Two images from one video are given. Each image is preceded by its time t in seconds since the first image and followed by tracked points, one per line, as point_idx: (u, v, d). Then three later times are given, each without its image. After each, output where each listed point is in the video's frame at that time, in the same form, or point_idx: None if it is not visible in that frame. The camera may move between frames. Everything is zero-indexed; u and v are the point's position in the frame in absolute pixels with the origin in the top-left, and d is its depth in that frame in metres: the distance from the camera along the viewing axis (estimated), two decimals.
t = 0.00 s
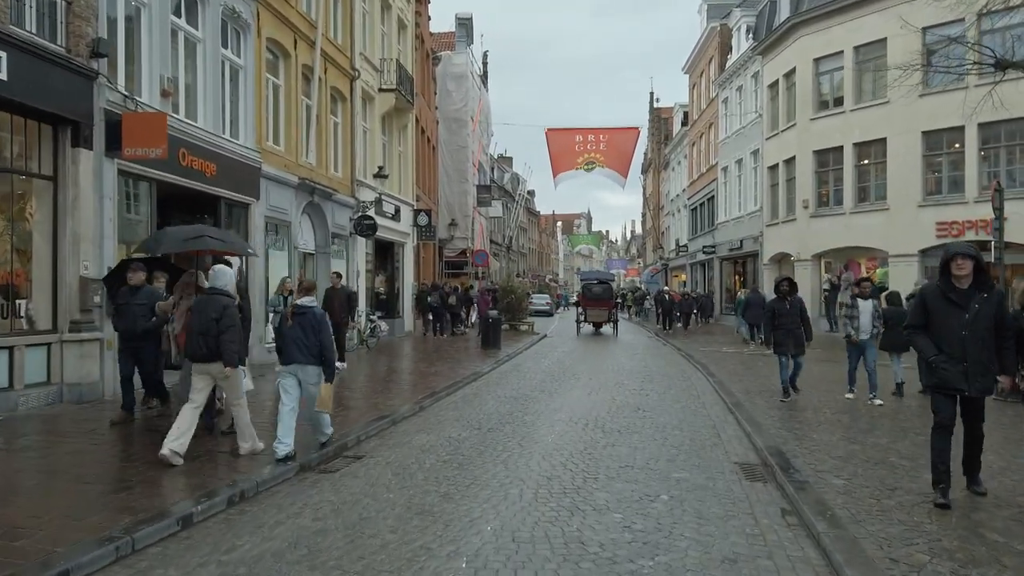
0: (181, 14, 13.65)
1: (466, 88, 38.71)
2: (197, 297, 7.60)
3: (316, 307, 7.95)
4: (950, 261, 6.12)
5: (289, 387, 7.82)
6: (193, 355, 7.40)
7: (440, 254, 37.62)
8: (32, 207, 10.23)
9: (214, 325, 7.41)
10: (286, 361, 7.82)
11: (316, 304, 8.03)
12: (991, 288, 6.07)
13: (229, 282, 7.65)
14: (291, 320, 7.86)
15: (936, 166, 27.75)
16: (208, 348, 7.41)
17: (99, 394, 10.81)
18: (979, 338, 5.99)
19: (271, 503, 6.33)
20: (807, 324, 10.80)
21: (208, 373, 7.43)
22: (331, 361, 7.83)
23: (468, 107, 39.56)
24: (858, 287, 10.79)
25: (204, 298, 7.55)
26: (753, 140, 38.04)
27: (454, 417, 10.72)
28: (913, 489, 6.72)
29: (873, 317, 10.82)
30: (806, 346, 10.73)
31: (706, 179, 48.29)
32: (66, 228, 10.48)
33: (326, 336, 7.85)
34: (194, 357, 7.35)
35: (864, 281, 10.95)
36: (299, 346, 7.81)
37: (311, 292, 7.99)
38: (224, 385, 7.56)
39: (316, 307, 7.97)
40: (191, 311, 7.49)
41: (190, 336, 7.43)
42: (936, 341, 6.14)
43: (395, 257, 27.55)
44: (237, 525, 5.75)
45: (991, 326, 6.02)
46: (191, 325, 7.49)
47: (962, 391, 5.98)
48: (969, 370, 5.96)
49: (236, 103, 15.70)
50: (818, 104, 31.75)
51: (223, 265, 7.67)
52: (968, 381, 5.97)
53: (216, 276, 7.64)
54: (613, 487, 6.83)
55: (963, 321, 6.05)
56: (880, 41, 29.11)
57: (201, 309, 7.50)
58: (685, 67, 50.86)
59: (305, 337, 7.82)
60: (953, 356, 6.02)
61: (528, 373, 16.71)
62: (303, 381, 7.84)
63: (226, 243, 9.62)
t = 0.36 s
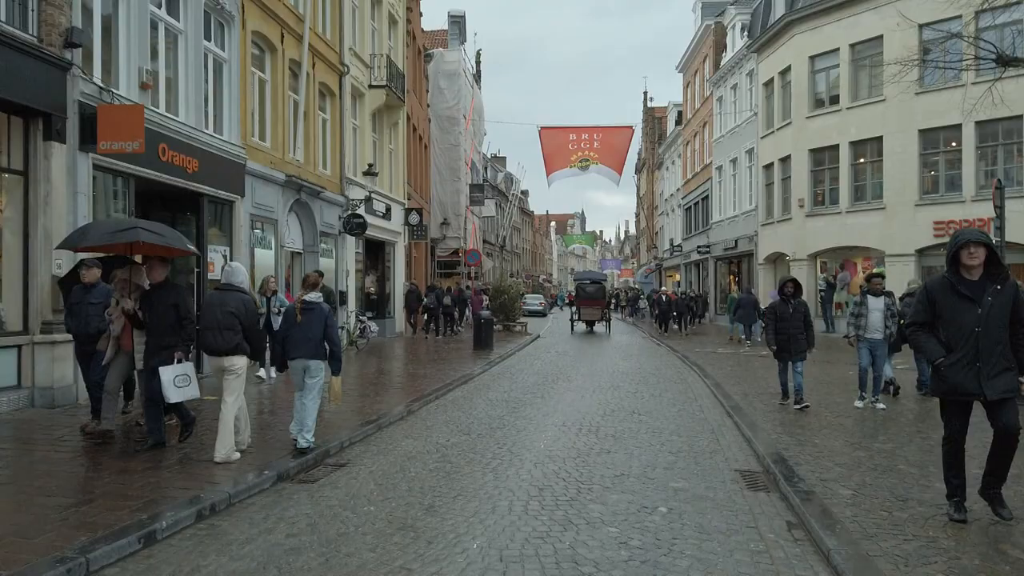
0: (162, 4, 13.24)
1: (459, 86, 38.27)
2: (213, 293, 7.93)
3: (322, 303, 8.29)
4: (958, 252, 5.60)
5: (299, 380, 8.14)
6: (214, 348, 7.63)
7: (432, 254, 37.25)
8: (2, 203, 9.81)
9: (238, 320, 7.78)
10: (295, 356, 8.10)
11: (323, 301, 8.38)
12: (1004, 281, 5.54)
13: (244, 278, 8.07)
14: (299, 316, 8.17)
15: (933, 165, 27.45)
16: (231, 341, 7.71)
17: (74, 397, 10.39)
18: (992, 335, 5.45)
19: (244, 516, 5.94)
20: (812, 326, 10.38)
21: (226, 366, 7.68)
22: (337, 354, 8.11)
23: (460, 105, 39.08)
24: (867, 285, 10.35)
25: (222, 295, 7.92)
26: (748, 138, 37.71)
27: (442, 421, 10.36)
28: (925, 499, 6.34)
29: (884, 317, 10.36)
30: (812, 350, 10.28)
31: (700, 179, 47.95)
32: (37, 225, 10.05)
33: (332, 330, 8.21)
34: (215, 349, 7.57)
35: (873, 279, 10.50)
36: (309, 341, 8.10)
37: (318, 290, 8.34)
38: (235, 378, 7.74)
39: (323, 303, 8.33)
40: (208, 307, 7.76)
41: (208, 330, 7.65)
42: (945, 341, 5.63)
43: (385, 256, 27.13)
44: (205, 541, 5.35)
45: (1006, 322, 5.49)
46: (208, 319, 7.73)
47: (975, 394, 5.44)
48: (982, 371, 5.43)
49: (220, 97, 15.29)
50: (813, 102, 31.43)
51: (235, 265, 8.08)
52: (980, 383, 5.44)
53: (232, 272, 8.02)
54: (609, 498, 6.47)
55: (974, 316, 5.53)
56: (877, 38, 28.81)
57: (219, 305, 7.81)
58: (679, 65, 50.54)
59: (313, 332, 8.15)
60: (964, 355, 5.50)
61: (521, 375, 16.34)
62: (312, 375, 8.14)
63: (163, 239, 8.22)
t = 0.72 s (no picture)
0: None
1: (451, 84, 37.81)
2: (215, 293, 8.17)
3: (321, 305, 8.63)
4: (1007, 251, 4.87)
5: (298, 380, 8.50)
6: (220, 348, 7.94)
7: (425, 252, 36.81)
8: None
9: (241, 320, 8.00)
10: (295, 356, 8.42)
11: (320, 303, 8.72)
12: None
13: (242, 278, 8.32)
14: (300, 318, 8.47)
15: (931, 164, 27.13)
16: (235, 341, 7.99)
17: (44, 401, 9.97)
18: None
19: (211, 531, 5.55)
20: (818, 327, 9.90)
21: (231, 365, 8.01)
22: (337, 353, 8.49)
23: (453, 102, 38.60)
24: (871, 287, 10.01)
25: (223, 293, 8.16)
26: (743, 137, 37.35)
27: (429, 426, 9.97)
28: (939, 512, 5.98)
29: (890, 320, 9.96)
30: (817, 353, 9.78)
31: (695, 177, 47.59)
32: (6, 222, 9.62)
33: (333, 330, 8.54)
34: (221, 348, 7.87)
35: (875, 282, 10.17)
36: (308, 342, 8.41)
37: (316, 291, 8.64)
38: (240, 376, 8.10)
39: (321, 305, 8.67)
40: (212, 306, 8.00)
41: (213, 330, 7.92)
42: (983, 354, 4.97)
43: (376, 255, 26.70)
44: (164, 560, 4.95)
45: None
46: (213, 319, 7.98)
47: (1014, 417, 4.81)
48: None
49: (203, 92, 14.86)
50: (809, 100, 31.09)
51: (234, 265, 8.30)
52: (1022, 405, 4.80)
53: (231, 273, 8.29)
54: (603, 509, 6.08)
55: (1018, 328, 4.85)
56: (874, 35, 28.48)
57: (223, 304, 8.03)
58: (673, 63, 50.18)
59: (315, 333, 8.46)
60: (1004, 372, 4.85)
61: (512, 377, 15.95)
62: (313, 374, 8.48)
63: (93, 231, 7.25)
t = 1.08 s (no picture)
0: None
1: (445, 82, 37.39)
2: (217, 297, 8.20)
3: (324, 308, 8.59)
4: None
5: (298, 380, 8.35)
6: (218, 352, 8.04)
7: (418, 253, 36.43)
8: None
9: (241, 323, 8.08)
10: (295, 358, 8.34)
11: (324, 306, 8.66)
12: None
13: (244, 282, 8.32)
14: (303, 321, 8.43)
15: (929, 163, 26.80)
16: (233, 345, 8.09)
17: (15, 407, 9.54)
18: None
19: (173, 554, 5.13)
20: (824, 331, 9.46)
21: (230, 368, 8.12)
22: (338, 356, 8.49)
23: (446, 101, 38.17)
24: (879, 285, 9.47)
25: (225, 298, 8.19)
26: (739, 136, 36.99)
27: (416, 433, 9.57)
28: (957, 529, 5.59)
29: (899, 320, 9.43)
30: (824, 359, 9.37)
31: (691, 178, 47.25)
32: None
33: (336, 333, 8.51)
34: (218, 352, 7.98)
35: (883, 279, 9.60)
36: (310, 342, 8.34)
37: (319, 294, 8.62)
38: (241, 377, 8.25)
39: (325, 308, 8.62)
40: (213, 311, 8.04)
41: (212, 334, 8.00)
42: None
43: (368, 256, 26.28)
44: None
45: None
46: (212, 323, 8.06)
47: None
48: None
49: (186, 87, 14.43)
50: (805, 99, 30.75)
51: (236, 269, 8.35)
52: None
53: (233, 277, 8.27)
54: (597, 527, 5.67)
55: None
56: (872, 33, 28.13)
57: (223, 310, 8.09)
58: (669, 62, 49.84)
59: (318, 335, 8.39)
60: None
61: (506, 380, 15.56)
62: (315, 376, 8.44)
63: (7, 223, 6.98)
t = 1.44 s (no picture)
0: None
1: (439, 80, 37.03)
2: (215, 292, 8.52)
3: (324, 302, 8.76)
4: None
5: (300, 373, 8.52)
6: (220, 344, 8.22)
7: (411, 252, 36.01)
8: None
9: (240, 317, 8.37)
10: (297, 351, 8.46)
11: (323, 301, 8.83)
12: None
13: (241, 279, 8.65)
14: (304, 315, 8.59)
15: (928, 161, 26.48)
16: (234, 337, 8.27)
17: None
18: None
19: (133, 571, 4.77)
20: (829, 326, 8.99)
21: (230, 361, 8.28)
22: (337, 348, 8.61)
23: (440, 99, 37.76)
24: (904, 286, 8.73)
25: (225, 292, 8.50)
26: (736, 135, 36.66)
27: (403, 437, 9.18)
28: (975, 543, 5.22)
29: (921, 324, 8.64)
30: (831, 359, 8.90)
31: (687, 177, 46.90)
32: None
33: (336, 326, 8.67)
34: (220, 345, 8.16)
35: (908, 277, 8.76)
36: (309, 337, 8.46)
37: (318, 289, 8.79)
38: (230, 375, 8.30)
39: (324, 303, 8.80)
40: (213, 306, 8.34)
41: (213, 326, 8.25)
42: None
43: (359, 255, 25.88)
44: None
45: None
46: (212, 317, 8.31)
47: None
48: None
49: (169, 79, 14.04)
50: (803, 97, 30.43)
51: (232, 265, 8.69)
52: None
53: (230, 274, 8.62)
54: (590, 542, 5.28)
55: None
56: (870, 29, 27.80)
57: (222, 304, 8.38)
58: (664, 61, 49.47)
59: (318, 328, 8.55)
60: None
61: (499, 381, 15.17)
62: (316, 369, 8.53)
63: None
